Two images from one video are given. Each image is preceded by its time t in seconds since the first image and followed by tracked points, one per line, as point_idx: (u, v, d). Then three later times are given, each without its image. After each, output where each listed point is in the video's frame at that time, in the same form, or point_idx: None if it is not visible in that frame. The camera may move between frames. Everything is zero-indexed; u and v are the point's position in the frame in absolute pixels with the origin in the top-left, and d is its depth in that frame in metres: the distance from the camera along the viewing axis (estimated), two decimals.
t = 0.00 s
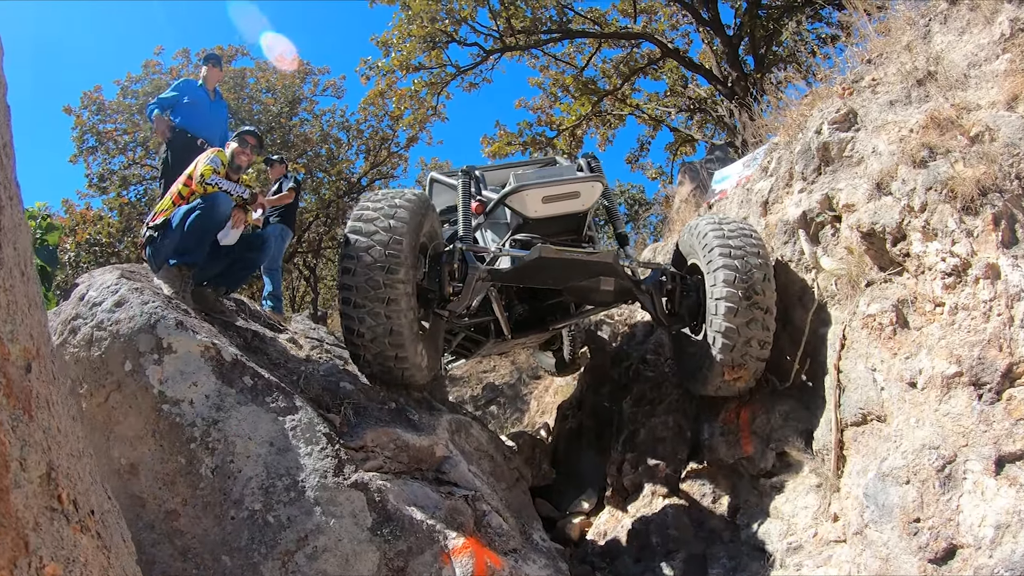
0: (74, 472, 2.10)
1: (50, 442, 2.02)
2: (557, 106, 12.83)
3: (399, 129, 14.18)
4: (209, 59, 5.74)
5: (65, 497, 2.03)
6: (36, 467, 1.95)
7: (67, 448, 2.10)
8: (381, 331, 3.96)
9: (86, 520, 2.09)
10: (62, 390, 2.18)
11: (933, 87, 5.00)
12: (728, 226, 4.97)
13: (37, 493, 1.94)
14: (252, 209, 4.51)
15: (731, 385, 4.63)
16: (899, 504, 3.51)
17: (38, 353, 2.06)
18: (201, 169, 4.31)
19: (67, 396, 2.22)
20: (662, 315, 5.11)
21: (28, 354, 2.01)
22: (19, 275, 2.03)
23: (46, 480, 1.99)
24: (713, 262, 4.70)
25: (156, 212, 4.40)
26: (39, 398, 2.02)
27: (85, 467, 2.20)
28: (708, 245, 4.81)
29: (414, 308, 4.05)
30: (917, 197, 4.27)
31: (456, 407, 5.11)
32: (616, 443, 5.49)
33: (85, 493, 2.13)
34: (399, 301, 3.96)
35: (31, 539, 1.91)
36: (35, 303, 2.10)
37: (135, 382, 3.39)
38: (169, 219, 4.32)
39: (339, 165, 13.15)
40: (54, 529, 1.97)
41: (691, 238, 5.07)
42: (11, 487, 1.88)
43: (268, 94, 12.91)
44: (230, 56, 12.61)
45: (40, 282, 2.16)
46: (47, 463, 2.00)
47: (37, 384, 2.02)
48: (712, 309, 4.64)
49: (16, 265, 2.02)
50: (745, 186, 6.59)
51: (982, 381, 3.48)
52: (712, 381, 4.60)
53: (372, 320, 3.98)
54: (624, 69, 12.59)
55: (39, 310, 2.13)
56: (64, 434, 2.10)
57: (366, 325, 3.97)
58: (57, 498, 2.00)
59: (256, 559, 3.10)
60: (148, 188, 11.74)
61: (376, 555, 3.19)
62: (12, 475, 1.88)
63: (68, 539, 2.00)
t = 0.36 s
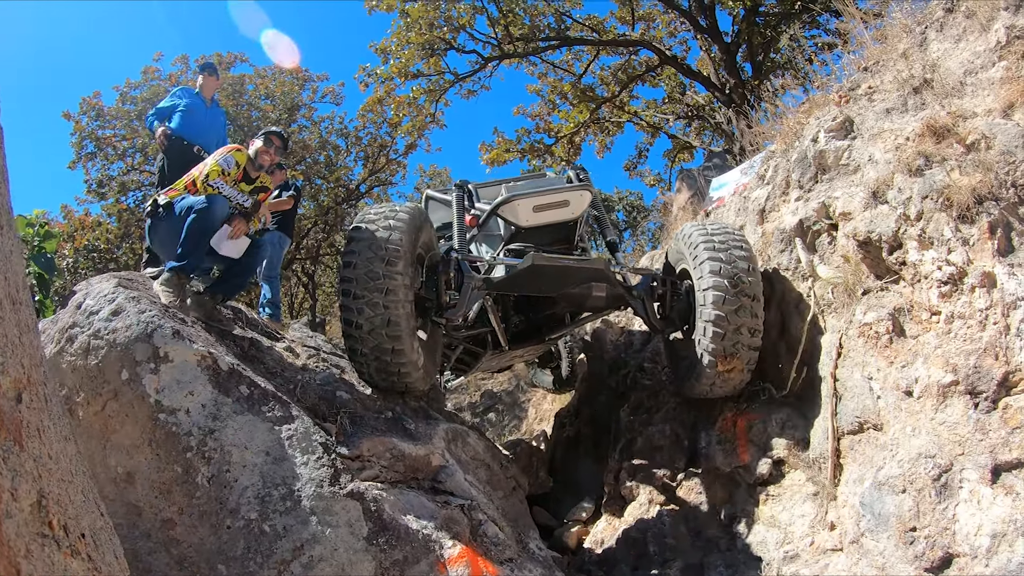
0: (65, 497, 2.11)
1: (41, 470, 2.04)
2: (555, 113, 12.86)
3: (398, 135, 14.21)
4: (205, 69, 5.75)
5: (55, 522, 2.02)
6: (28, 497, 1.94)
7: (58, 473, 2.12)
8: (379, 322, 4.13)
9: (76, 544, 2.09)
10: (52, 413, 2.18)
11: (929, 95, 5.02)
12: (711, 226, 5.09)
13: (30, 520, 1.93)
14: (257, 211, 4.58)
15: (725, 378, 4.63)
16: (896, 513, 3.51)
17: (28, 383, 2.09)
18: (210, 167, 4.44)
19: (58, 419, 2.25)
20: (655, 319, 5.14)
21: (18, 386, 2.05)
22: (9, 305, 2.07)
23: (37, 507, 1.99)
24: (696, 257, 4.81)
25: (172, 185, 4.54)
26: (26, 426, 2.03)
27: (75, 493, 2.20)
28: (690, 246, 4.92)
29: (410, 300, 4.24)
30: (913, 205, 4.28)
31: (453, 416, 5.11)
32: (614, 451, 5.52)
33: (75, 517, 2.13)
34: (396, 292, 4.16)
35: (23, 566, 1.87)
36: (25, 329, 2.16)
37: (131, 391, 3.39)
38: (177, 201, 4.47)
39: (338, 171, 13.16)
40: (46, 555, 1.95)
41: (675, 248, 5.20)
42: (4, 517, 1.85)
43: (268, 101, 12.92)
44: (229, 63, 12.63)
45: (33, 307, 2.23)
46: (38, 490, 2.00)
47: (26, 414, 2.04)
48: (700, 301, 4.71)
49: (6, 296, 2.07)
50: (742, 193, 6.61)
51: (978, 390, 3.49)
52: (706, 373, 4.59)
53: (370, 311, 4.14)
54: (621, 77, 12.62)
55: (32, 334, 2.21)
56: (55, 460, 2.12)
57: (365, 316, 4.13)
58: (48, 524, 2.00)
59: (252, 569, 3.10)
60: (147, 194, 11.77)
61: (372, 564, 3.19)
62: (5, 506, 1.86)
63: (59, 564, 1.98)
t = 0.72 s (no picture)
0: (52, 502, 2.10)
1: (27, 475, 2.03)
2: (554, 117, 12.88)
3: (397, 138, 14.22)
4: (201, 72, 5.76)
5: (41, 527, 2.02)
6: (14, 502, 1.94)
7: (45, 478, 2.11)
8: (375, 295, 4.25)
9: (62, 548, 2.07)
10: (42, 416, 2.18)
11: (927, 100, 5.02)
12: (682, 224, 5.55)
13: (15, 525, 1.93)
14: (264, 174, 4.73)
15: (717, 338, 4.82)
16: (892, 518, 3.51)
17: (16, 389, 2.09)
18: (218, 132, 4.56)
19: (48, 424, 2.24)
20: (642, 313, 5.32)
21: (5, 391, 2.05)
22: None
23: (22, 511, 1.98)
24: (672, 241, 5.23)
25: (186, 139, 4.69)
26: (14, 431, 2.03)
27: (64, 498, 2.19)
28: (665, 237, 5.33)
29: (408, 282, 4.38)
30: (911, 210, 4.29)
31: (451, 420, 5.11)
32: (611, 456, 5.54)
33: (62, 521, 2.12)
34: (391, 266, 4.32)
35: (8, 570, 1.86)
36: (14, 336, 2.16)
37: (128, 395, 3.38)
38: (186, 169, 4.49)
39: (337, 175, 13.16)
40: (31, 559, 1.95)
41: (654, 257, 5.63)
42: None
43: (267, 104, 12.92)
44: (228, 66, 12.64)
45: (23, 311, 2.23)
46: (24, 494, 2.00)
47: (13, 419, 2.03)
48: (681, 275, 5.07)
49: None
50: (740, 198, 6.63)
51: (975, 395, 3.48)
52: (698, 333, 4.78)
53: (368, 285, 4.28)
54: (620, 81, 12.63)
55: (23, 340, 2.22)
56: (42, 465, 2.11)
57: (362, 292, 4.26)
58: (33, 527, 1.99)
59: (247, 573, 3.09)
60: (146, 197, 11.77)
61: (368, 568, 3.19)
62: None
63: (44, 566, 1.97)
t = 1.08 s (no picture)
0: (41, 501, 2.09)
1: (16, 474, 2.02)
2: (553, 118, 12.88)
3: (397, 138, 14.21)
4: (201, 72, 5.75)
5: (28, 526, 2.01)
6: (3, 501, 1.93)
7: (35, 477, 2.10)
8: (374, 273, 4.41)
9: (50, 548, 2.07)
10: (32, 415, 2.17)
11: (926, 102, 5.02)
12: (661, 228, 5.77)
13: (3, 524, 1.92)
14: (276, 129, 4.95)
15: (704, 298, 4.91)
16: (890, 521, 3.50)
17: (7, 387, 2.08)
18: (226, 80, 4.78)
19: (40, 423, 2.24)
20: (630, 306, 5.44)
21: None
22: None
23: (10, 511, 1.97)
24: (651, 234, 5.47)
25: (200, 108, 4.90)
26: (5, 430, 2.02)
27: (54, 497, 2.18)
28: (645, 236, 5.57)
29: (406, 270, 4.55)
30: (909, 212, 4.29)
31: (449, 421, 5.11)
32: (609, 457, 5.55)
33: (51, 521, 2.11)
34: (390, 250, 4.51)
35: None
36: (6, 335, 2.15)
37: (124, 394, 3.37)
38: (202, 154, 4.45)
39: (336, 175, 13.14)
40: (18, 558, 1.94)
41: (638, 262, 5.81)
42: None
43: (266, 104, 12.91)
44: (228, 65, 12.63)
45: (16, 310, 2.23)
46: (11, 493, 1.99)
47: (3, 418, 2.02)
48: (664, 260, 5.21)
49: None
50: (739, 199, 6.63)
51: (973, 397, 3.48)
52: (685, 294, 4.89)
53: (367, 266, 4.45)
54: (619, 82, 12.62)
55: (15, 338, 2.21)
56: (31, 464, 2.10)
57: (363, 271, 4.42)
58: (21, 527, 1.99)
59: (244, 573, 3.08)
60: (145, 196, 11.77)
61: (365, 569, 3.18)
62: None
63: (31, 566, 1.97)
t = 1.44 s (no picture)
0: (22, 509, 2.08)
1: None
2: (553, 120, 12.86)
3: (396, 138, 14.20)
4: (201, 71, 5.71)
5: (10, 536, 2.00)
6: None
7: (17, 485, 2.09)
8: (372, 275, 4.37)
9: (31, 557, 2.05)
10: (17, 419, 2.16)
11: (926, 105, 5.01)
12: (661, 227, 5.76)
13: None
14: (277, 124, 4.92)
15: (705, 304, 4.89)
16: (888, 525, 3.49)
17: None
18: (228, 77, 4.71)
19: (26, 426, 2.21)
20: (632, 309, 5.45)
21: None
22: None
23: None
24: (653, 237, 5.45)
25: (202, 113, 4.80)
26: None
27: (39, 503, 2.17)
28: (645, 238, 5.55)
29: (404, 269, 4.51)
30: (909, 215, 4.27)
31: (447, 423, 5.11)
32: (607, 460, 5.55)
33: (33, 530, 2.09)
34: (389, 251, 4.47)
35: None
36: None
37: (120, 394, 3.34)
38: (218, 159, 4.45)
39: (335, 174, 13.12)
40: None
41: (638, 263, 5.80)
42: None
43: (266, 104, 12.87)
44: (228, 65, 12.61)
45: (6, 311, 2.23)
46: None
47: None
48: (666, 263, 5.20)
49: None
50: (738, 201, 6.62)
51: (973, 401, 3.46)
52: (685, 299, 4.88)
53: (365, 267, 4.40)
54: (619, 84, 12.61)
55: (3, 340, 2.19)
56: (14, 471, 2.09)
57: (360, 273, 4.38)
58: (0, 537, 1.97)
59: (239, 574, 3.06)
60: (144, 195, 11.75)
61: (360, 571, 3.16)
62: None
63: None
